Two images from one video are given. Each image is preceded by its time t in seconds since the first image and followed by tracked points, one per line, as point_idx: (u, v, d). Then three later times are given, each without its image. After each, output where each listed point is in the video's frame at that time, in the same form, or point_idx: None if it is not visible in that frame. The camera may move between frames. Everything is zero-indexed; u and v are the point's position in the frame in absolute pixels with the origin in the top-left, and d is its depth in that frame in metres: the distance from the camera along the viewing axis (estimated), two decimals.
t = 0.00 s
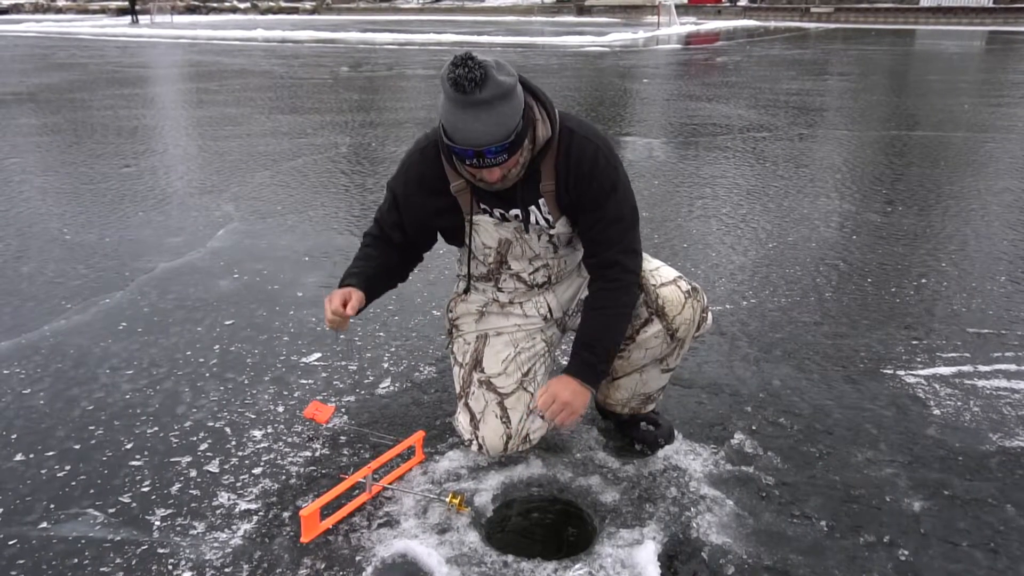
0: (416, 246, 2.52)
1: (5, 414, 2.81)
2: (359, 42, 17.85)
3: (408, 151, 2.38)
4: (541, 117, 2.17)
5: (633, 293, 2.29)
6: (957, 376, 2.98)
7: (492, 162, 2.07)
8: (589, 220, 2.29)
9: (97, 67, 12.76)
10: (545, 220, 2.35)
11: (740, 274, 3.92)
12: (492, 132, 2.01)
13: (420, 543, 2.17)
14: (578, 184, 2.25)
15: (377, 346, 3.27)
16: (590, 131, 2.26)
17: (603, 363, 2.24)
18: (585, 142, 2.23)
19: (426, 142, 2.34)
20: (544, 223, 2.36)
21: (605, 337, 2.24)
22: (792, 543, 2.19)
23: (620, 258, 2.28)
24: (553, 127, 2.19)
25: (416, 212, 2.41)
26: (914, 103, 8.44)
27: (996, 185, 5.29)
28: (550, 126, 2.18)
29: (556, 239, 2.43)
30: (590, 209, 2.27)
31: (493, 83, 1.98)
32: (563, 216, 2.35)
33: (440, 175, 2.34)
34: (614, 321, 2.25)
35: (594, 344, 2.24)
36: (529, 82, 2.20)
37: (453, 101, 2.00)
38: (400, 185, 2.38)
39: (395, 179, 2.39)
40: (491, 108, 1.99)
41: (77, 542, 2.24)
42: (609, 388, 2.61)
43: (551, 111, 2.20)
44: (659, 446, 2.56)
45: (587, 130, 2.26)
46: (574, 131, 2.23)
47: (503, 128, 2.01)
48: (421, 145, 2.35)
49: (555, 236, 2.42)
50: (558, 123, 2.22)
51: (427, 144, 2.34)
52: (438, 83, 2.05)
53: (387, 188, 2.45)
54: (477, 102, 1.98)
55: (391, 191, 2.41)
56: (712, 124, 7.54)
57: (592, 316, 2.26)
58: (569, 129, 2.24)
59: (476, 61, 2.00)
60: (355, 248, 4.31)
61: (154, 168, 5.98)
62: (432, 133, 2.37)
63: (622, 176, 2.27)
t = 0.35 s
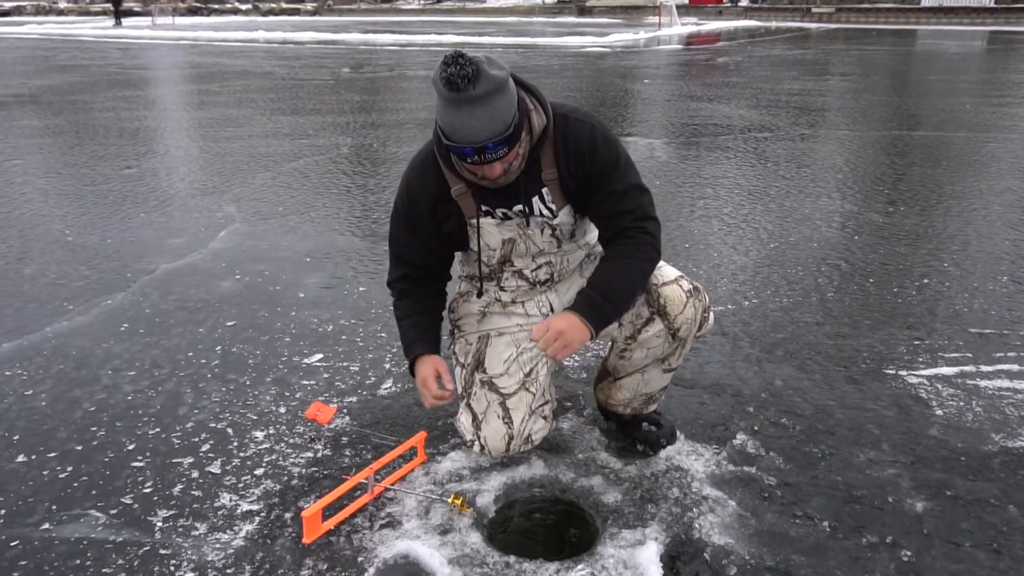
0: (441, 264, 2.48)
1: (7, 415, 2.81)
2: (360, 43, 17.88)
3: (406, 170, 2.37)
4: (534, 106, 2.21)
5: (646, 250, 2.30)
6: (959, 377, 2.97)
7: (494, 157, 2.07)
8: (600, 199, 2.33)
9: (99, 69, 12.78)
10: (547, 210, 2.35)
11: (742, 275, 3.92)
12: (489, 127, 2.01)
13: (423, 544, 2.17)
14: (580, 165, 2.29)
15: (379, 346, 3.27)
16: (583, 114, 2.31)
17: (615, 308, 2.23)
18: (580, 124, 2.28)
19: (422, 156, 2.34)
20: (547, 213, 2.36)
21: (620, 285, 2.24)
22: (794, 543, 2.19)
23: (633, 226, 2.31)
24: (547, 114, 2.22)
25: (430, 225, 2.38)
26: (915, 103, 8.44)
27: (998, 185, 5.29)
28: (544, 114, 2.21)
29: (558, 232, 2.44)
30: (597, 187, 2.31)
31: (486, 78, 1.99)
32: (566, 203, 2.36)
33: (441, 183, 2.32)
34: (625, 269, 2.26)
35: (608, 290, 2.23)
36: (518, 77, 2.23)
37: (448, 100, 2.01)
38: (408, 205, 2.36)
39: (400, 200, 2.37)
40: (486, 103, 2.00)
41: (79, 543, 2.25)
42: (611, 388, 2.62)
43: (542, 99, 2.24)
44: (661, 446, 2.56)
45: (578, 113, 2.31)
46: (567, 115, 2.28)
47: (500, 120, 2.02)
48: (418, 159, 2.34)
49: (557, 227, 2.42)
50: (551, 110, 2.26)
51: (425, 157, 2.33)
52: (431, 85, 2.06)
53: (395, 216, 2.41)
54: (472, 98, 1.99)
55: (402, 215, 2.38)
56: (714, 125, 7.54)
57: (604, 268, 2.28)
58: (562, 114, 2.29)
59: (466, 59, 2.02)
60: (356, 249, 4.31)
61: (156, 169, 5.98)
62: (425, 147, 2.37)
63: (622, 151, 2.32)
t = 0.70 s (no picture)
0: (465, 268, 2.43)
1: (10, 415, 2.82)
2: (363, 43, 17.87)
3: (413, 175, 2.33)
4: (539, 100, 2.24)
5: (643, 223, 2.27)
6: (963, 376, 2.96)
7: (504, 149, 2.07)
8: (600, 188, 2.33)
9: (102, 69, 12.80)
10: (552, 203, 2.35)
11: (745, 274, 3.91)
12: (500, 118, 2.01)
13: (425, 544, 2.17)
14: (582, 155, 2.30)
15: (381, 346, 3.27)
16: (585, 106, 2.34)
17: (605, 263, 2.19)
18: (582, 114, 2.30)
19: (427, 160, 2.31)
20: (552, 207, 2.36)
21: (614, 245, 2.21)
22: (797, 543, 2.18)
23: (633, 207, 2.30)
24: (551, 107, 2.26)
25: (450, 228, 2.34)
26: (919, 103, 8.42)
27: (1002, 184, 5.28)
28: (549, 106, 2.25)
29: (562, 228, 2.44)
30: (598, 175, 2.32)
31: (496, 68, 1.99)
32: (569, 196, 2.38)
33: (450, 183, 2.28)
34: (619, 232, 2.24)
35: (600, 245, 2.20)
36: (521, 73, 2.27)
37: (459, 92, 1.99)
38: (422, 209, 2.31)
39: (411, 206, 2.32)
40: (497, 94, 2.00)
41: (81, 543, 2.25)
42: (613, 388, 2.61)
43: (546, 94, 2.28)
44: (664, 446, 2.55)
45: (580, 106, 2.34)
46: (568, 107, 2.31)
47: (511, 112, 2.02)
48: (425, 161, 2.31)
49: (561, 222, 2.42)
50: (553, 103, 2.30)
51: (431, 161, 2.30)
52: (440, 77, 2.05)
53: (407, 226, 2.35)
54: (484, 89, 1.98)
55: (416, 222, 2.32)
56: (717, 124, 7.53)
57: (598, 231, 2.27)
58: (563, 106, 2.32)
59: (476, 50, 2.02)
60: (359, 249, 4.31)
61: (159, 169, 5.99)
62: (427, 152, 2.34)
63: (623, 141, 2.34)
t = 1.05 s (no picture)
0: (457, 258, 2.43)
1: (15, 412, 2.83)
2: (367, 41, 17.85)
3: (418, 161, 2.32)
4: (556, 99, 2.24)
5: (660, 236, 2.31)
6: (968, 376, 2.96)
7: (518, 142, 2.07)
8: (612, 194, 2.34)
9: (106, 67, 12.82)
10: (561, 204, 2.35)
11: (749, 273, 3.91)
12: (518, 110, 2.02)
13: (429, 542, 2.17)
14: (597, 159, 2.30)
15: (385, 344, 3.27)
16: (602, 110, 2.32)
17: (631, 275, 2.22)
18: (599, 118, 2.29)
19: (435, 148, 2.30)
20: (560, 207, 2.36)
21: (637, 256, 2.25)
22: (802, 543, 2.18)
23: (647, 219, 2.32)
24: (568, 108, 2.25)
25: (449, 218, 2.34)
26: (923, 101, 8.41)
27: (1008, 183, 5.26)
28: (566, 106, 2.25)
29: (568, 228, 2.43)
30: (610, 181, 2.32)
31: (519, 60, 2.00)
32: (580, 199, 2.37)
33: (456, 173, 2.29)
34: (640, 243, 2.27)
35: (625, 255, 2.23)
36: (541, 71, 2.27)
37: (479, 79, 2.00)
38: (424, 197, 2.30)
39: (414, 194, 2.31)
40: (517, 85, 2.01)
41: (86, 540, 2.25)
42: (618, 387, 2.61)
43: (564, 94, 2.28)
44: (668, 445, 2.55)
45: (597, 108, 2.32)
46: (586, 109, 2.29)
47: (529, 105, 2.03)
48: (432, 149, 2.30)
49: (568, 223, 2.41)
50: (571, 104, 2.28)
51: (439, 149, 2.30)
52: (461, 64, 2.06)
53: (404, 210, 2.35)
54: (504, 80, 1.99)
55: (416, 207, 2.32)
56: (720, 123, 7.52)
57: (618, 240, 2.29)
58: (580, 108, 2.30)
59: (500, 38, 2.03)
60: (363, 247, 4.31)
61: (163, 167, 6.00)
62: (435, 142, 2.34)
63: (637, 148, 2.34)
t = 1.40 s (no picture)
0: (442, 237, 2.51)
1: (21, 411, 2.83)
2: (371, 40, 17.86)
3: (429, 142, 2.39)
4: (574, 101, 2.22)
5: (644, 294, 2.33)
6: (973, 374, 2.95)
7: (530, 127, 2.07)
8: (608, 215, 2.32)
9: (110, 67, 12.84)
10: (566, 211, 2.37)
11: (754, 272, 3.90)
12: (534, 93, 2.02)
13: (434, 541, 2.17)
14: (603, 176, 2.29)
15: (390, 343, 3.27)
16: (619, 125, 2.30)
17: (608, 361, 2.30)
18: (612, 135, 2.27)
19: (449, 133, 2.35)
20: (565, 214, 2.37)
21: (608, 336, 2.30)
22: (807, 542, 2.17)
23: (633, 256, 2.32)
24: (584, 112, 2.23)
25: (444, 199, 2.40)
26: (928, 99, 8.39)
27: (1013, 181, 5.24)
28: (583, 111, 2.23)
29: (573, 233, 2.44)
30: (611, 201, 2.31)
31: (542, 43, 2.02)
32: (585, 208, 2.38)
33: (464, 161, 2.33)
34: (617, 317, 2.30)
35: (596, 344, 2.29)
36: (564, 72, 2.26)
37: (500, 56, 2.01)
38: (427, 175, 2.37)
39: (418, 168, 2.39)
40: (537, 68, 2.02)
41: (92, 539, 2.26)
42: (622, 387, 2.61)
43: (583, 98, 2.26)
44: (673, 444, 2.55)
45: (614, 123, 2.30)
46: (602, 123, 2.28)
47: (546, 91, 2.03)
48: (445, 133, 2.36)
49: (573, 229, 2.42)
50: (589, 112, 2.27)
51: (453, 134, 2.34)
52: (485, 41, 2.08)
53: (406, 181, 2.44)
54: (525, 60, 2.00)
55: (416, 182, 2.40)
56: (725, 121, 7.51)
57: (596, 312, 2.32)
58: (597, 121, 2.28)
59: (527, 20, 2.05)
60: (367, 246, 4.32)
61: (167, 167, 6.01)
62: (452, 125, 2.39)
63: (645, 174, 2.31)
